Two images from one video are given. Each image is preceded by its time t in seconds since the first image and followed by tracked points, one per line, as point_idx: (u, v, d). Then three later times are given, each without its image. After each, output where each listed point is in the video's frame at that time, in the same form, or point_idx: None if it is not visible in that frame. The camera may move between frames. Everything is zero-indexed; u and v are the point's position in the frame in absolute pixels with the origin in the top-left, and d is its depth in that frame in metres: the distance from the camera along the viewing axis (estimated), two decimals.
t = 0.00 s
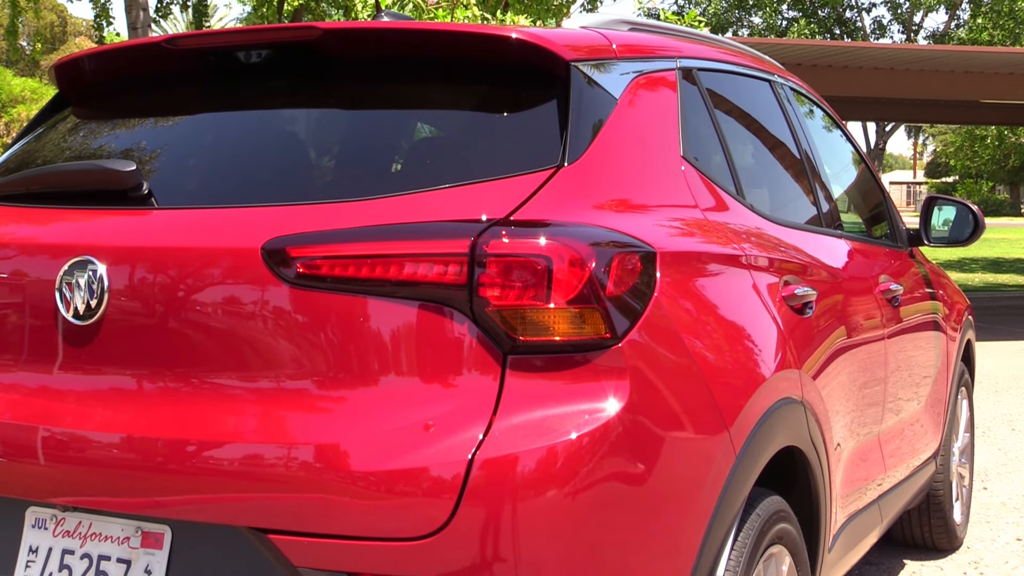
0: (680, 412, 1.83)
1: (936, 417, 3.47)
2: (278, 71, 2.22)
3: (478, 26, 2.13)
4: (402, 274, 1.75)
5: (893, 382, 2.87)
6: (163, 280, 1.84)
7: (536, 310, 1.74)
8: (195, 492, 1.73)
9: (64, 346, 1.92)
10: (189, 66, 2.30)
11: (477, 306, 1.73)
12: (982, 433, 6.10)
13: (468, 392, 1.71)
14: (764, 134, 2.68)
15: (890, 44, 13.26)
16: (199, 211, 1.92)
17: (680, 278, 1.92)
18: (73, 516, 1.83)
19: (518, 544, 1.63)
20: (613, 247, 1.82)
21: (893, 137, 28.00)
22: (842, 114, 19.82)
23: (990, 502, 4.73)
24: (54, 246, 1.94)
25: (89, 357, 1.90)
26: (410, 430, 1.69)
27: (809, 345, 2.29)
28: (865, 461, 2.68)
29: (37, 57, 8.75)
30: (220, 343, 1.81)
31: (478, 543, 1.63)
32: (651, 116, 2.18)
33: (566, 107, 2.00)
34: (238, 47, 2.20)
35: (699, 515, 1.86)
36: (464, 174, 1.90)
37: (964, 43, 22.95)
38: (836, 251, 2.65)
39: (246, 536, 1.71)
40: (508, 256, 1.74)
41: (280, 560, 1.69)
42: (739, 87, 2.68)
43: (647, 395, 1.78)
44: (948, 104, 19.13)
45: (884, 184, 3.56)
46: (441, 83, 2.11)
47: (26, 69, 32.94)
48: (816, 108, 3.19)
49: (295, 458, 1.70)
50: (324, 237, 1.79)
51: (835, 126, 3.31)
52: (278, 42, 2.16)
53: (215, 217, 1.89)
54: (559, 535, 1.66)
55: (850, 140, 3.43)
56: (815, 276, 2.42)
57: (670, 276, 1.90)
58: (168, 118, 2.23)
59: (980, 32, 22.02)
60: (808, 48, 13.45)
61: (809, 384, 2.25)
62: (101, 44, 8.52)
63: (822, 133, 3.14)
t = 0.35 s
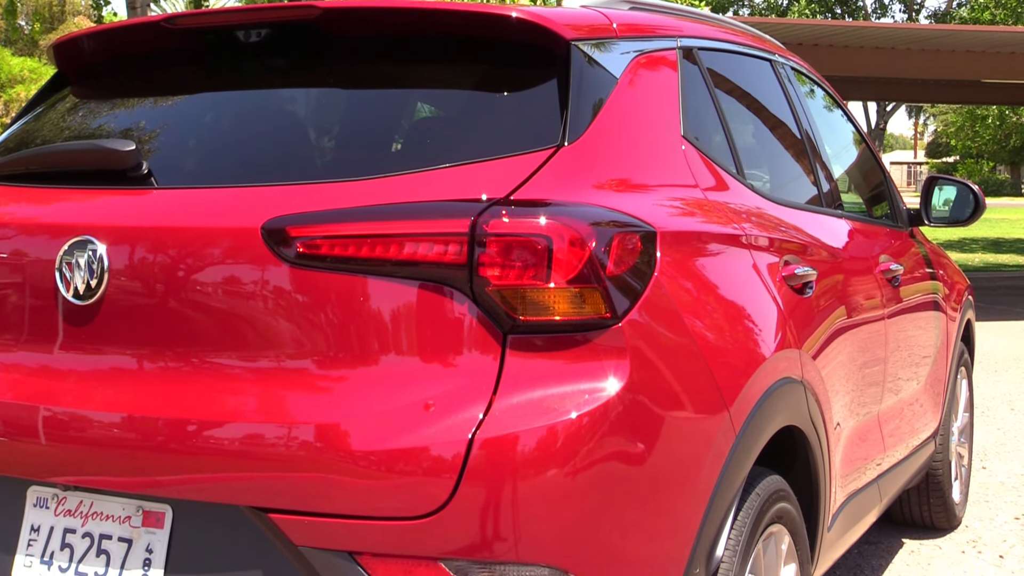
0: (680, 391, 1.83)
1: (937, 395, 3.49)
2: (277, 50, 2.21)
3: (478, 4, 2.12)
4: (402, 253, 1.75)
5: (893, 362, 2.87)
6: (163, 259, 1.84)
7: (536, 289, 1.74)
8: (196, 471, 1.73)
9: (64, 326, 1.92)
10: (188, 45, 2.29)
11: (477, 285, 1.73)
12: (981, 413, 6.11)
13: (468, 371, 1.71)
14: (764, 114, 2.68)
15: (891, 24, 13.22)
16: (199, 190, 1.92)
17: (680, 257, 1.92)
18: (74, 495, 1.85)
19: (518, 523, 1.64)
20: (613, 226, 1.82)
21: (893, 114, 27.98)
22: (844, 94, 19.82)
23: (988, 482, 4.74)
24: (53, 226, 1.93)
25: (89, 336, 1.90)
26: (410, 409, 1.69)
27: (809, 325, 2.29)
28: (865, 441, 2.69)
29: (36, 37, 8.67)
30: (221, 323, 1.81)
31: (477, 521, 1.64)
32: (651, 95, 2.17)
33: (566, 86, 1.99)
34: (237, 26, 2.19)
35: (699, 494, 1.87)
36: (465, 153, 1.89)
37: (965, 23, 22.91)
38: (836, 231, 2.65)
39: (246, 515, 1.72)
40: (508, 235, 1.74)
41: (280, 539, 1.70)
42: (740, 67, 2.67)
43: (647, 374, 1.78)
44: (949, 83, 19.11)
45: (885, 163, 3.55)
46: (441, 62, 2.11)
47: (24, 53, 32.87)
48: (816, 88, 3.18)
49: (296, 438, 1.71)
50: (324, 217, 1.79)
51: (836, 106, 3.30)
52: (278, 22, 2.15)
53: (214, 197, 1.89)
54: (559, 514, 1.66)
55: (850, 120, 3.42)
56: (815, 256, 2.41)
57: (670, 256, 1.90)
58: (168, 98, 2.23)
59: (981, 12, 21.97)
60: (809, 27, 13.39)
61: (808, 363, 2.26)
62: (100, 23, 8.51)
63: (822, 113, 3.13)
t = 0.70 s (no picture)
0: (680, 373, 1.83)
1: (937, 376, 3.49)
2: (276, 32, 2.21)
3: None
4: (402, 235, 1.75)
5: (893, 344, 2.87)
6: (163, 242, 1.84)
7: (536, 271, 1.73)
8: (197, 453, 1.74)
9: (64, 308, 1.92)
10: (187, 27, 2.28)
11: (477, 267, 1.73)
12: (981, 395, 6.12)
13: (468, 353, 1.71)
14: (765, 96, 2.67)
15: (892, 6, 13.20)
16: (198, 173, 1.92)
17: (680, 239, 1.91)
18: (76, 477, 1.86)
19: (518, 505, 1.64)
20: (613, 208, 1.81)
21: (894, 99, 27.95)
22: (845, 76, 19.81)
23: (987, 463, 4.75)
24: (53, 208, 1.93)
25: (89, 319, 1.90)
26: (410, 391, 1.69)
27: (809, 307, 2.28)
28: (864, 422, 2.70)
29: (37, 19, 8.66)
30: (220, 305, 1.81)
31: (477, 503, 1.64)
32: (651, 77, 2.17)
33: (566, 68, 1.99)
34: (236, 7, 2.18)
35: (699, 476, 1.87)
36: (464, 135, 1.89)
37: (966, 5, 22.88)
38: (836, 214, 2.65)
39: (246, 497, 1.73)
40: (508, 217, 1.74)
41: (280, 520, 1.71)
42: (740, 48, 2.66)
43: (647, 356, 1.78)
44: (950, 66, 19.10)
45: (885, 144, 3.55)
46: (441, 43, 2.10)
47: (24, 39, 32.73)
48: (817, 69, 3.17)
49: (296, 420, 1.71)
50: (324, 199, 1.78)
51: (836, 88, 3.29)
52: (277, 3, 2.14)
53: (214, 179, 1.88)
54: (559, 495, 1.67)
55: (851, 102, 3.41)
56: (815, 239, 2.41)
57: (670, 237, 1.89)
58: (167, 80, 2.22)
59: None
60: (811, 9, 13.36)
61: (809, 345, 2.26)
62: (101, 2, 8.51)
63: (823, 95, 3.12)
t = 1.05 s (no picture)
0: (680, 355, 1.83)
1: (936, 358, 3.50)
2: (276, 12, 2.20)
3: None
4: (401, 216, 1.75)
5: (893, 325, 2.88)
6: (162, 223, 1.83)
7: (536, 252, 1.73)
8: (197, 435, 1.74)
9: (64, 289, 1.92)
10: (186, 7, 2.27)
11: (477, 248, 1.73)
12: (980, 376, 6.12)
13: (468, 334, 1.71)
14: (766, 77, 2.67)
15: None
16: (198, 154, 1.91)
17: (680, 221, 1.91)
18: (77, 459, 1.86)
19: (518, 486, 1.65)
20: (613, 189, 1.81)
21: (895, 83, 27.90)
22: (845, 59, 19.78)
23: (986, 445, 4.76)
24: (52, 190, 1.93)
25: (89, 301, 1.90)
26: (410, 373, 1.70)
27: (809, 289, 2.28)
28: (864, 404, 2.70)
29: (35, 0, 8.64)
30: (220, 287, 1.81)
31: (477, 484, 1.64)
32: (652, 58, 2.16)
33: (566, 49, 1.98)
34: None
35: (699, 457, 1.88)
36: (464, 116, 1.89)
37: None
38: (837, 195, 2.64)
39: (247, 478, 1.73)
40: (508, 198, 1.74)
41: (280, 502, 1.72)
42: (741, 29, 2.66)
43: (647, 337, 1.78)
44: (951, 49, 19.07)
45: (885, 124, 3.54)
46: (441, 24, 2.09)
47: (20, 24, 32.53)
48: (819, 50, 3.16)
49: (296, 402, 1.71)
50: (324, 181, 1.78)
51: (837, 69, 3.28)
52: None
53: (214, 160, 1.88)
54: (559, 475, 1.67)
55: (852, 83, 3.40)
56: (816, 220, 2.41)
57: (670, 219, 1.89)
58: (166, 61, 2.21)
59: None
60: None
61: (809, 327, 2.26)
62: None
63: (824, 77, 3.11)
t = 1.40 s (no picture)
0: (680, 338, 1.83)
1: (936, 342, 3.50)
2: None
3: None
4: (402, 200, 1.75)
5: (893, 309, 2.87)
6: (162, 207, 1.83)
7: (536, 236, 1.73)
8: (198, 418, 1.74)
9: (64, 273, 1.92)
10: None
11: (477, 232, 1.73)
12: (980, 359, 6.13)
13: (468, 317, 1.71)
14: (766, 61, 2.66)
15: None
16: (198, 137, 1.91)
17: (680, 204, 1.91)
18: (77, 442, 1.86)
19: (518, 468, 1.65)
20: (613, 173, 1.81)
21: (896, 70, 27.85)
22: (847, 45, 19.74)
23: (986, 428, 4.77)
24: (51, 173, 1.92)
25: (89, 284, 1.90)
26: (410, 356, 1.70)
27: (810, 273, 2.28)
28: (864, 387, 2.70)
29: None
30: (220, 271, 1.81)
31: (477, 467, 1.65)
32: (652, 41, 2.16)
33: (566, 33, 1.98)
34: None
35: (699, 441, 1.88)
36: (464, 99, 1.88)
37: None
38: (837, 179, 2.64)
39: (247, 461, 1.74)
40: (508, 181, 1.73)
41: (281, 485, 1.72)
42: (741, 13, 2.65)
43: (647, 321, 1.77)
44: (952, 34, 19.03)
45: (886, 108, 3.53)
46: (440, 7, 2.09)
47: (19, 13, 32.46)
48: (820, 34, 3.15)
49: (296, 385, 1.71)
50: (324, 164, 1.78)
51: (838, 52, 3.27)
52: None
53: (214, 143, 1.88)
54: (560, 457, 1.67)
55: (853, 67, 3.40)
56: (816, 204, 2.41)
57: (670, 202, 1.89)
58: (165, 44, 2.21)
59: None
60: None
61: (809, 310, 2.26)
62: None
63: (825, 61, 3.11)
